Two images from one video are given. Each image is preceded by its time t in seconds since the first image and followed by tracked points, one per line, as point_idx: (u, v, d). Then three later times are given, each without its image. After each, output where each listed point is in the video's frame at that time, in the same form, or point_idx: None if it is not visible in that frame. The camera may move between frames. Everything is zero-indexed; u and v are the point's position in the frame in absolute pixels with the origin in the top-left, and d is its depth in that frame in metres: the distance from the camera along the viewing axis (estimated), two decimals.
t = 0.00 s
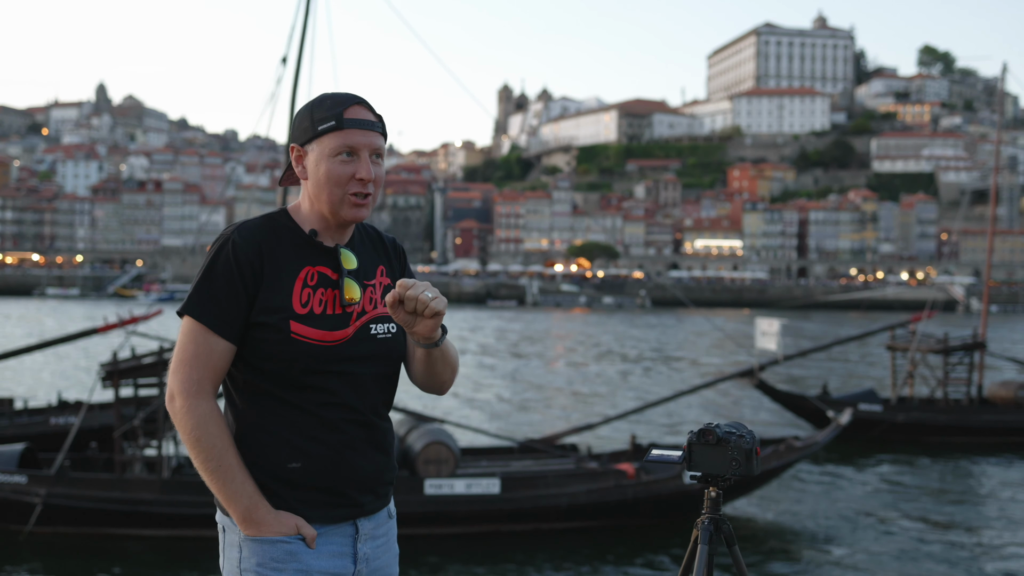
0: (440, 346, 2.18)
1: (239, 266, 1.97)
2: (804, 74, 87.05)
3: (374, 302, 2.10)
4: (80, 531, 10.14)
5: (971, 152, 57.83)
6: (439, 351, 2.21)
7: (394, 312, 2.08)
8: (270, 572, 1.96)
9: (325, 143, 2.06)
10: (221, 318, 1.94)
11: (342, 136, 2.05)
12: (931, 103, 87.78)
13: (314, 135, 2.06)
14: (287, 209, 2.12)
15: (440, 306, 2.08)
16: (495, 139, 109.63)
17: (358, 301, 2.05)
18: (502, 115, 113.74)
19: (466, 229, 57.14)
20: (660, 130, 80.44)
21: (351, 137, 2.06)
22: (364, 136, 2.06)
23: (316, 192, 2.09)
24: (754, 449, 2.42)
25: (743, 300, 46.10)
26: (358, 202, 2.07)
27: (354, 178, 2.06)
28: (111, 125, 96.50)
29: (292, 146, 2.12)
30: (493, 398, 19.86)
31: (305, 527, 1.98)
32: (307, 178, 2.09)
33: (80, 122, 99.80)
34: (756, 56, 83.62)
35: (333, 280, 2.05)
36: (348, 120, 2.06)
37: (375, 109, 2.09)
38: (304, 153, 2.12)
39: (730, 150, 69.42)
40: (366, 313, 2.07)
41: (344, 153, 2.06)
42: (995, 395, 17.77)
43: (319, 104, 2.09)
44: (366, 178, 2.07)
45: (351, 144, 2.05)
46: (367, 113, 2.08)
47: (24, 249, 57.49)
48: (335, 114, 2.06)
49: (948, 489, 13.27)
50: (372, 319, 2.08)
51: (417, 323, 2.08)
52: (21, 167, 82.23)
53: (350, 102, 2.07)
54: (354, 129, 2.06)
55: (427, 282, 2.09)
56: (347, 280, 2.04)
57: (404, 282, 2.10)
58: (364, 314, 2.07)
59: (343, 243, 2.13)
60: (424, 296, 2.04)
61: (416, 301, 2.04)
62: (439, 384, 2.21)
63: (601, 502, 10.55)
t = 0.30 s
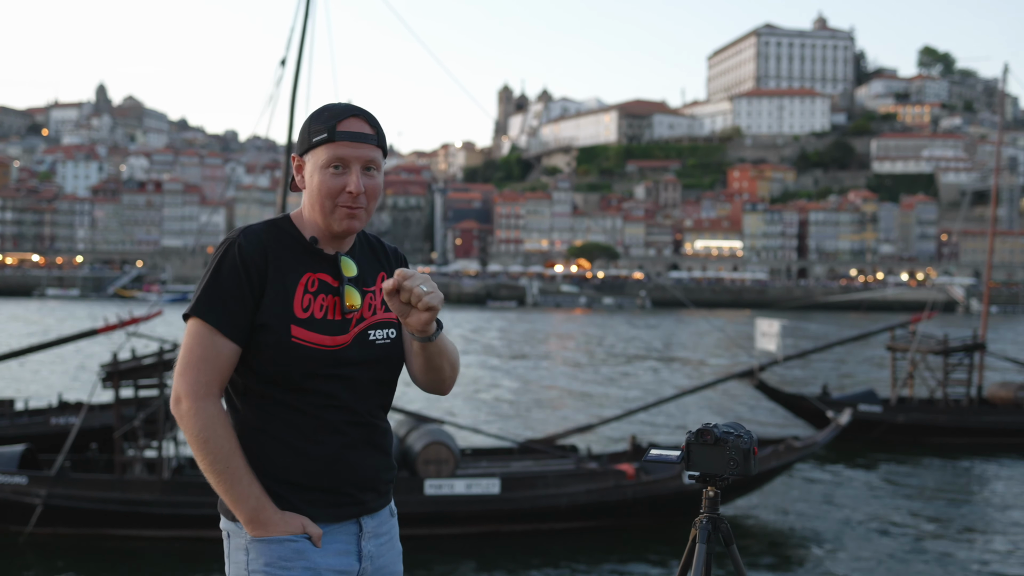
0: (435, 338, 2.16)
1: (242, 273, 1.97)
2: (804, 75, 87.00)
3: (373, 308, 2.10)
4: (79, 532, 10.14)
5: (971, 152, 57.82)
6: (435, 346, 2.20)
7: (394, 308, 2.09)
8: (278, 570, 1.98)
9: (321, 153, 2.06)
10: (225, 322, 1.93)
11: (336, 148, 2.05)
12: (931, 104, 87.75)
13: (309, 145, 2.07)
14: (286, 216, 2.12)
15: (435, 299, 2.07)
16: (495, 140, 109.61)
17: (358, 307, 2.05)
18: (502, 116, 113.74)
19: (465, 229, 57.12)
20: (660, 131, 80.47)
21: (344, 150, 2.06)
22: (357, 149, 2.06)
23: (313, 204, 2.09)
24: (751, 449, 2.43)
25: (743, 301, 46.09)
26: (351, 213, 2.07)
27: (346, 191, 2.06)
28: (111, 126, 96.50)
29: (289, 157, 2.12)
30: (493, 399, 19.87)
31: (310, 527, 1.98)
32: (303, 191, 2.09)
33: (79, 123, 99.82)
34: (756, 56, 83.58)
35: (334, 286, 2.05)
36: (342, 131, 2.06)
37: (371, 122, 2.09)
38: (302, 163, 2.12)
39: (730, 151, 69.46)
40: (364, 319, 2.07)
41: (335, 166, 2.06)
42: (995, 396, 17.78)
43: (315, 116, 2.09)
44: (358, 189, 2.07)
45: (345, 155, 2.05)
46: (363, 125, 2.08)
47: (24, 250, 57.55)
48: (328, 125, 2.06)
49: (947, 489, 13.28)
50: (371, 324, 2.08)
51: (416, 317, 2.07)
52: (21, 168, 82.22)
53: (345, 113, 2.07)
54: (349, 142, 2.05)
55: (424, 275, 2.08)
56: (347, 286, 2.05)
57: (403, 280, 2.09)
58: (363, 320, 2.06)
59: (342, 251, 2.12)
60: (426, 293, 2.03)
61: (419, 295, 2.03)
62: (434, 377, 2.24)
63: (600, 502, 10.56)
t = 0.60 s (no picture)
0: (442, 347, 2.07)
1: (222, 282, 2.00)
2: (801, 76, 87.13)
3: (364, 310, 2.07)
4: (76, 532, 10.14)
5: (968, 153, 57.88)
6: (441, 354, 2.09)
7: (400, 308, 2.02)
8: (252, 572, 1.96)
9: (304, 161, 2.04)
10: (203, 329, 1.97)
11: (320, 154, 2.03)
12: (927, 106, 87.90)
13: (295, 151, 2.05)
14: (278, 224, 2.12)
15: (448, 306, 2.00)
16: (493, 142, 109.62)
17: (343, 314, 2.01)
18: (499, 118, 113.75)
19: (463, 230, 57.10)
20: (657, 132, 80.50)
21: (328, 158, 2.04)
22: (342, 157, 2.04)
23: (299, 209, 2.06)
24: (743, 449, 2.44)
25: (740, 302, 46.17)
26: (338, 220, 2.03)
27: (330, 199, 2.03)
28: (109, 126, 96.42)
29: (275, 161, 2.10)
30: (489, 399, 19.88)
31: (285, 531, 1.98)
32: (289, 198, 2.06)
33: (76, 123, 99.75)
34: (753, 58, 83.74)
35: (317, 294, 2.03)
36: (326, 137, 2.04)
37: (357, 125, 2.06)
38: (288, 168, 2.10)
39: (727, 153, 69.58)
40: (350, 327, 2.03)
41: (320, 173, 2.04)
42: (990, 397, 17.84)
43: (300, 121, 2.07)
44: (345, 197, 2.03)
45: (328, 163, 2.03)
46: (348, 131, 2.06)
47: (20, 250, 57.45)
48: (313, 131, 2.04)
49: (942, 491, 13.32)
50: (358, 332, 2.04)
51: (419, 320, 2.00)
52: (18, 168, 82.11)
53: (333, 119, 2.05)
54: (332, 148, 2.04)
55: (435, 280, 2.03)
56: (332, 292, 2.01)
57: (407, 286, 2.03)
58: (348, 329, 2.02)
59: (331, 259, 2.09)
60: (433, 296, 1.98)
61: (428, 299, 1.97)
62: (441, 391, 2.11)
63: (596, 502, 10.57)
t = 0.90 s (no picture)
0: (422, 370, 2.01)
1: (219, 284, 2.01)
2: (795, 77, 87.27)
3: (359, 317, 2.06)
4: (70, 533, 10.13)
5: (961, 154, 58.05)
6: (422, 379, 2.04)
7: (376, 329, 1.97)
8: (234, 573, 1.95)
9: (307, 164, 2.02)
10: (196, 330, 1.99)
11: (323, 160, 2.01)
12: (921, 107, 88.08)
13: (298, 155, 2.03)
14: (278, 227, 2.12)
15: (428, 329, 1.94)
16: (488, 142, 109.58)
17: (339, 322, 2.02)
18: (494, 118, 113.72)
19: (457, 231, 57.06)
20: (652, 133, 80.59)
21: (331, 162, 2.01)
22: (346, 161, 2.02)
23: (302, 214, 2.05)
24: (736, 449, 2.47)
25: (735, 303, 46.26)
26: (338, 226, 2.02)
27: (332, 203, 2.02)
28: (102, 126, 96.18)
29: (279, 163, 2.08)
30: (483, 399, 19.88)
31: (267, 534, 1.98)
32: (293, 202, 2.04)
33: (70, 123, 99.52)
34: (747, 59, 83.86)
35: (313, 301, 2.04)
36: (330, 140, 2.01)
37: (363, 129, 2.04)
38: (291, 171, 2.08)
39: (722, 153, 69.70)
40: (344, 336, 2.03)
41: (322, 177, 2.02)
42: (983, 398, 17.92)
43: (306, 122, 2.05)
44: (347, 203, 2.02)
45: (332, 168, 2.01)
46: (355, 133, 2.03)
47: (13, 250, 57.28)
48: (317, 134, 2.02)
49: (935, 492, 13.36)
50: (351, 341, 2.04)
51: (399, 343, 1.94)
52: (11, 168, 81.84)
53: (338, 122, 2.03)
54: (335, 152, 2.01)
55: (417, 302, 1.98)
56: (327, 302, 2.02)
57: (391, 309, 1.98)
58: (342, 337, 2.03)
59: (332, 266, 2.09)
60: (412, 319, 1.92)
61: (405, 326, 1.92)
62: (419, 407, 2.08)
63: (591, 502, 10.58)
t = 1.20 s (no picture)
0: (407, 388, 1.98)
1: (219, 287, 2.01)
2: (793, 78, 87.35)
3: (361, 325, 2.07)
4: (67, 532, 10.14)
5: (958, 156, 58.09)
6: (413, 391, 2.02)
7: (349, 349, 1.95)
8: None
9: (310, 168, 2.02)
10: (195, 339, 1.99)
11: (327, 163, 2.01)
12: (918, 108, 88.18)
13: (301, 159, 2.03)
14: (280, 232, 2.12)
15: (405, 348, 1.92)
16: (486, 142, 109.55)
17: (343, 331, 2.02)
18: (492, 118, 113.65)
19: (455, 231, 56.99)
20: (650, 133, 80.51)
21: (335, 166, 2.01)
22: (350, 165, 2.01)
23: (304, 216, 2.05)
24: (732, 449, 2.49)
25: (732, 304, 46.29)
26: (342, 231, 2.02)
27: (335, 209, 2.01)
28: (99, 125, 96.01)
29: (282, 166, 2.09)
30: (480, 400, 19.89)
31: (271, 540, 1.98)
32: (294, 206, 2.04)
33: (67, 123, 99.42)
34: (745, 59, 83.92)
35: (316, 310, 2.04)
36: (333, 145, 2.02)
37: (368, 132, 2.04)
38: (293, 174, 2.08)
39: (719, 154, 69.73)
40: (347, 346, 2.04)
41: (325, 182, 2.02)
42: (980, 399, 17.98)
43: (309, 125, 2.05)
44: (350, 207, 2.02)
45: (336, 171, 2.01)
46: (358, 137, 2.03)
47: (9, 250, 57.23)
48: (322, 137, 2.02)
49: (932, 492, 13.38)
50: (354, 350, 2.05)
51: (378, 364, 1.92)
52: (8, 168, 81.75)
53: (342, 125, 2.03)
54: (340, 155, 2.01)
55: (394, 318, 1.94)
56: (331, 309, 2.02)
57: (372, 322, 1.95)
58: (345, 347, 2.04)
59: (334, 274, 2.09)
60: (387, 337, 1.88)
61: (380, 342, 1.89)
62: (417, 414, 2.06)
63: (589, 503, 10.61)
